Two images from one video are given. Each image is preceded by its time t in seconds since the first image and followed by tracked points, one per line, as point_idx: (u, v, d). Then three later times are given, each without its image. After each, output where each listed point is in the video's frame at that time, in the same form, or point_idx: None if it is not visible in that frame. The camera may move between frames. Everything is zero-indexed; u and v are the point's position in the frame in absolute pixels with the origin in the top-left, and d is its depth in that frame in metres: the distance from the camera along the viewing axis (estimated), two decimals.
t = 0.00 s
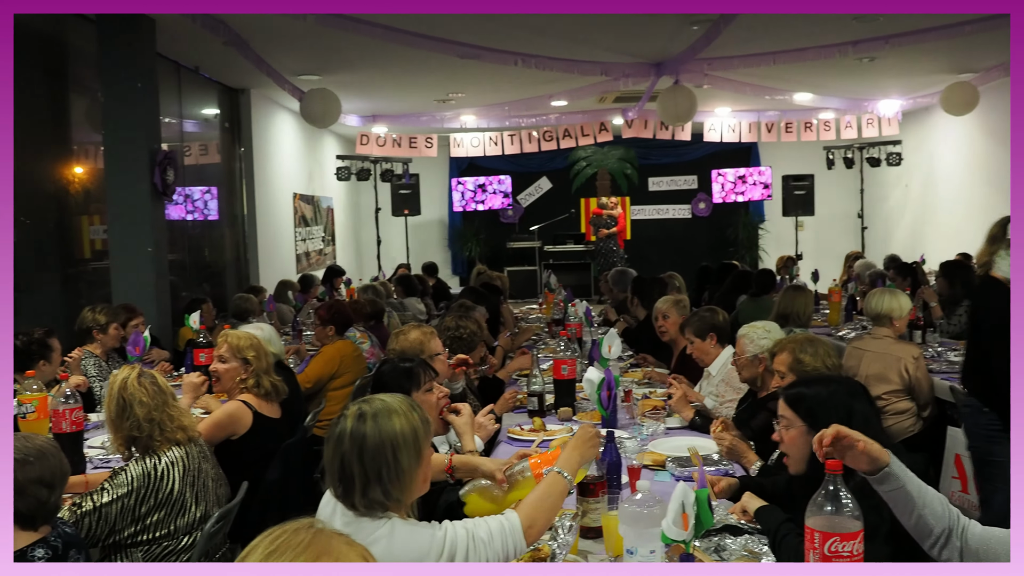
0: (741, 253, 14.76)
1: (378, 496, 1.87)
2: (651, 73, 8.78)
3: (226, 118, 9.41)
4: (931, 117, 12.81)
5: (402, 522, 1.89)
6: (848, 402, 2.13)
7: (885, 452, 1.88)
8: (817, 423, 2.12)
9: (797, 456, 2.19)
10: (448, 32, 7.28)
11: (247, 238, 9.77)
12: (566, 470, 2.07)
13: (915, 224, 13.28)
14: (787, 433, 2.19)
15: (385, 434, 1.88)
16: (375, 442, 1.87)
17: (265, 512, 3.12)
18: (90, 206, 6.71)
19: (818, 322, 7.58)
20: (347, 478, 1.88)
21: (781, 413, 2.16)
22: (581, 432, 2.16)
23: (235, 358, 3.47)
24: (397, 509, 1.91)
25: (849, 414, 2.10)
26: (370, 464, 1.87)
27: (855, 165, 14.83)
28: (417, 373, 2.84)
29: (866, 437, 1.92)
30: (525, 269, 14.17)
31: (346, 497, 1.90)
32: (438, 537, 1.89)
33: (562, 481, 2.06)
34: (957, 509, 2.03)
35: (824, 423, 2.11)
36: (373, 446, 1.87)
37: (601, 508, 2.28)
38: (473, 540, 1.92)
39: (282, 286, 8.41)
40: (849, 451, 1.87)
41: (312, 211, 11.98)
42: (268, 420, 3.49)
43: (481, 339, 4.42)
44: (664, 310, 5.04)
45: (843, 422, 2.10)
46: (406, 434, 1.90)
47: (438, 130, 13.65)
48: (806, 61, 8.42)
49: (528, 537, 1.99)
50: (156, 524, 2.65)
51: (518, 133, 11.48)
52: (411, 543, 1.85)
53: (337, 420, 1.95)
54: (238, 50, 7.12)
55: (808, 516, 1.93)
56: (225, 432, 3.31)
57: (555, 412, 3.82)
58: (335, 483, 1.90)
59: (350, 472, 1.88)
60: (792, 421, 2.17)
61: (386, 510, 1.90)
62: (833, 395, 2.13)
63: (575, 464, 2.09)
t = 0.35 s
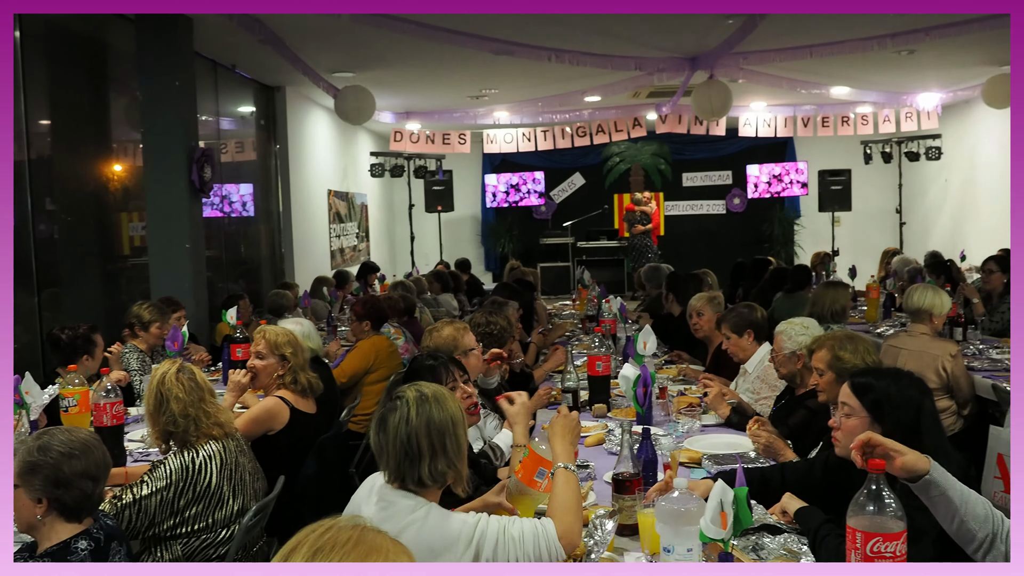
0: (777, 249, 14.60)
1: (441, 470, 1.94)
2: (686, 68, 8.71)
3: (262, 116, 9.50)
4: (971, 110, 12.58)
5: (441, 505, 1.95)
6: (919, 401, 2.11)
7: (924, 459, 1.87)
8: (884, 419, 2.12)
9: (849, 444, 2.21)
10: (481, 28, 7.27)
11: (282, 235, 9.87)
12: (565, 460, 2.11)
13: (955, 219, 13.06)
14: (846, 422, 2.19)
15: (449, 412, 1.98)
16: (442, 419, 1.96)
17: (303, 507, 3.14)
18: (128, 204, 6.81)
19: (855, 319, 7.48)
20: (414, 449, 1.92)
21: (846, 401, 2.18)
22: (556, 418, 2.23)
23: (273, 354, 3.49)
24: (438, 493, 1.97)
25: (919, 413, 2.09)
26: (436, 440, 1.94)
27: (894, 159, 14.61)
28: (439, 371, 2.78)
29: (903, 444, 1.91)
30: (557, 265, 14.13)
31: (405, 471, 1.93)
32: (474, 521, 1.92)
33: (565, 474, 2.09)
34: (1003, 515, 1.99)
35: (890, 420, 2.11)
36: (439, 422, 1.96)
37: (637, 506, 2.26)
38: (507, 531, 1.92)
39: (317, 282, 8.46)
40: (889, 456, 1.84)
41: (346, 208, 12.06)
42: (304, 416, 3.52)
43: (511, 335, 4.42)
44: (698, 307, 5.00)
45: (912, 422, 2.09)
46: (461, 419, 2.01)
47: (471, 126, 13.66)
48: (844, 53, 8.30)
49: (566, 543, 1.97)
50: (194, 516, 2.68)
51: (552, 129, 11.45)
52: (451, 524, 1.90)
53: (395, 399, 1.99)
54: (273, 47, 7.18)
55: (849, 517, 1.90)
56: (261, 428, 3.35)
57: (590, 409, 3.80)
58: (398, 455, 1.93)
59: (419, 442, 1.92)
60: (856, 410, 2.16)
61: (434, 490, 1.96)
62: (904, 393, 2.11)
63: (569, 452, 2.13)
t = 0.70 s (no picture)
0: (792, 243, 14.52)
1: (444, 442, 2.03)
2: (701, 61, 8.67)
3: (276, 109, 9.53)
4: (990, 104, 12.46)
5: (441, 476, 2.03)
6: (936, 396, 2.12)
7: (934, 455, 1.84)
8: (900, 414, 2.11)
9: (863, 438, 2.18)
10: (495, 21, 7.25)
11: (297, 228, 9.90)
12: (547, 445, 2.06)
13: (973, 214, 12.95)
14: (860, 415, 2.17)
15: (444, 390, 2.10)
16: (440, 395, 2.07)
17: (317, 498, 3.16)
18: (145, 197, 6.86)
19: (871, 314, 7.43)
20: (416, 421, 2.01)
21: (860, 393, 2.16)
22: (535, 400, 2.17)
23: (286, 346, 3.51)
24: (439, 468, 2.06)
25: (936, 409, 2.10)
26: (436, 413, 2.04)
27: (911, 153, 14.50)
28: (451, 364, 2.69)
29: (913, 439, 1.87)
30: (571, 259, 14.11)
31: (407, 445, 2.02)
32: (469, 488, 1.99)
33: (549, 458, 2.03)
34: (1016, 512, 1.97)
35: (906, 415, 2.10)
36: (437, 399, 2.07)
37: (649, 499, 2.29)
38: (500, 500, 1.96)
39: (331, 275, 8.49)
40: (906, 455, 1.81)
41: (360, 202, 12.09)
42: (319, 408, 3.53)
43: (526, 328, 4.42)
44: (713, 301, 4.99)
45: (928, 418, 2.10)
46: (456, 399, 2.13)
47: (485, 120, 13.65)
48: (861, 46, 8.23)
49: (551, 523, 1.92)
50: (204, 501, 2.70)
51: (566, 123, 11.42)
52: (448, 489, 1.97)
53: (393, 381, 2.09)
54: (288, 40, 7.19)
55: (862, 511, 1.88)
56: (276, 419, 3.37)
57: (603, 401, 3.80)
58: (399, 428, 2.02)
59: (419, 415, 2.02)
60: (871, 403, 2.14)
61: (436, 463, 2.04)
62: (922, 388, 2.11)
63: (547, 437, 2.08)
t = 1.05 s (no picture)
0: (785, 222, 14.52)
1: (423, 415, 2.04)
2: (695, 38, 8.62)
3: (267, 85, 9.45)
4: (984, 83, 12.44)
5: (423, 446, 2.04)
6: (920, 371, 2.12)
7: (913, 440, 1.90)
8: (883, 386, 2.12)
9: (852, 411, 2.21)
10: None
11: (289, 205, 9.86)
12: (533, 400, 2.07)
13: (966, 193, 12.96)
14: (846, 388, 2.20)
15: (424, 362, 2.09)
16: (419, 368, 2.07)
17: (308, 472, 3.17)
18: (135, 173, 6.82)
19: (862, 292, 7.45)
20: (394, 392, 2.03)
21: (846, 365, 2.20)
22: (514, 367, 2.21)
23: (274, 320, 3.49)
24: (422, 438, 2.07)
25: (920, 382, 2.10)
26: (415, 385, 2.05)
27: (905, 133, 14.48)
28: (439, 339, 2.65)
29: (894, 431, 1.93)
30: (564, 237, 14.08)
31: (386, 417, 2.04)
32: (452, 452, 2.00)
33: (534, 414, 2.03)
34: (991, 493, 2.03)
35: (890, 388, 2.11)
36: (417, 371, 2.06)
37: (637, 475, 2.30)
38: (484, 459, 1.97)
39: (322, 253, 8.46)
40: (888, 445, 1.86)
41: (352, 178, 12.03)
42: (309, 383, 3.54)
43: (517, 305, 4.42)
44: (706, 278, 4.99)
45: (913, 392, 2.10)
46: (438, 371, 2.13)
47: (479, 97, 13.57)
48: (855, 24, 8.19)
49: (534, 478, 1.92)
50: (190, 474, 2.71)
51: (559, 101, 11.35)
52: (431, 454, 1.98)
53: (374, 354, 2.10)
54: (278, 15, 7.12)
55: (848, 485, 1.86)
56: (266, 394, 3.37)
57: (593, 378, 3.81)
58: (378, 400, 2.03)
59: (398, 386, 2.03)
60: (856, 374, 2.17)
61: (417, 433, 2.06)
62: (906, 363, 2.11)
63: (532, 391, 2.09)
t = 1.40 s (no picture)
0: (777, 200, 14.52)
1: (410, 387, 2.04)
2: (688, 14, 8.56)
3: (258, 60, 9.35)
4: (977, 62, 12.41)
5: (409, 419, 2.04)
6: (904, 342, 2.12)
7: (910, 431, 1.84)
8: (867, 356, 2.14)
9: (838, 383, 2.23)
10: None
11: (280, 182, 9.81)
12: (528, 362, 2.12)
13: (958, 171, 12.98)
14: (831, 361, 2.23)
15: (410, 335, 2.09)
16: (405, 340, 2.07)
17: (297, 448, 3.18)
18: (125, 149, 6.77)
19: (852, 270, 7.47)
20: (380, 365, 2.02)
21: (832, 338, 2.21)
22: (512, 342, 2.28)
23: (262, 298, 3.50)
24: (409, 413, 2.07)
25: (904, 354, 2.11)
26: (402, 358, 2.04)
27: (898, 110, 14.46)
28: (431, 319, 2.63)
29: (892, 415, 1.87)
30: (556, 214, 14.06)
31: (372, 389, 2.03)
32: (439, 424, 1.99)
33: (526, 372, 2.09)
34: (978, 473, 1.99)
35: (873, 360, 2.13)
36: (404, 344, 2.06)
37: (625, 448, 2.31)
38: (473, 429, 1.98)
39: (313, 229, 8.44)
40: (883, 422, 1.80)
41: (343, 154, 11.98)
42: (299, 357, 3.54)
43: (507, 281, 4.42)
44: (697, 254, 4.99)
45: (896, 364, 2.11)
46: (425, 344, 2.12)
47: (470, 72, 13.47)
48: None
49: (525, 445, 1.96)
50: (179, 448, 2.71)
51: (551, 77, 11.28)
52: (419, 428, 1.97)
53: (361, 327, 2.10)
54: None
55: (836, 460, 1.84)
56: (255, 371, 3.36)
57: (583, 354, 3.83)
58: (365, 372, 2.04)
59: (384, 359, 2.03)
60: (840, 346, 2.21)
61: (403, 407, 2.05)
62: (889, 335, 2.12)
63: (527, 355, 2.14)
